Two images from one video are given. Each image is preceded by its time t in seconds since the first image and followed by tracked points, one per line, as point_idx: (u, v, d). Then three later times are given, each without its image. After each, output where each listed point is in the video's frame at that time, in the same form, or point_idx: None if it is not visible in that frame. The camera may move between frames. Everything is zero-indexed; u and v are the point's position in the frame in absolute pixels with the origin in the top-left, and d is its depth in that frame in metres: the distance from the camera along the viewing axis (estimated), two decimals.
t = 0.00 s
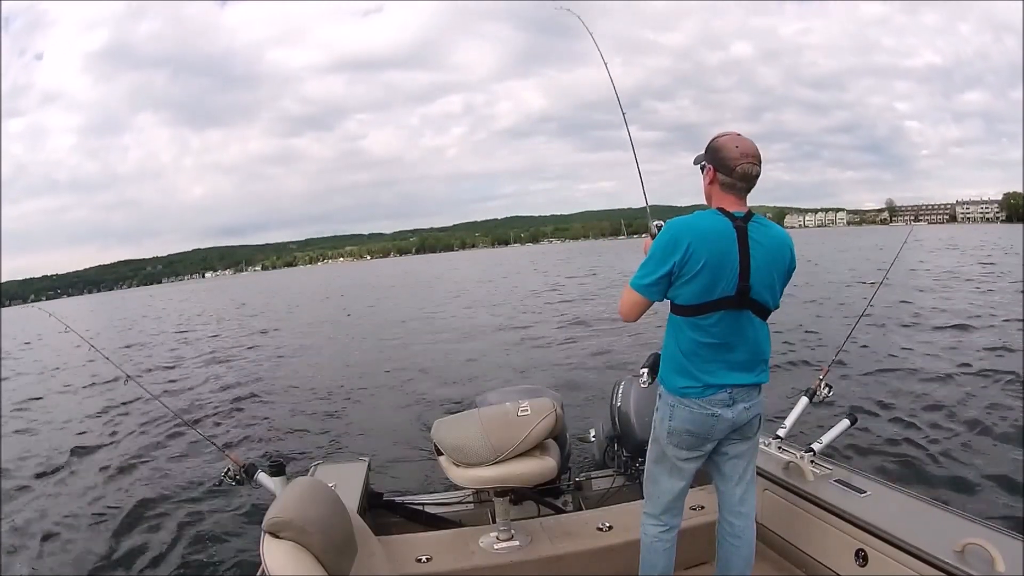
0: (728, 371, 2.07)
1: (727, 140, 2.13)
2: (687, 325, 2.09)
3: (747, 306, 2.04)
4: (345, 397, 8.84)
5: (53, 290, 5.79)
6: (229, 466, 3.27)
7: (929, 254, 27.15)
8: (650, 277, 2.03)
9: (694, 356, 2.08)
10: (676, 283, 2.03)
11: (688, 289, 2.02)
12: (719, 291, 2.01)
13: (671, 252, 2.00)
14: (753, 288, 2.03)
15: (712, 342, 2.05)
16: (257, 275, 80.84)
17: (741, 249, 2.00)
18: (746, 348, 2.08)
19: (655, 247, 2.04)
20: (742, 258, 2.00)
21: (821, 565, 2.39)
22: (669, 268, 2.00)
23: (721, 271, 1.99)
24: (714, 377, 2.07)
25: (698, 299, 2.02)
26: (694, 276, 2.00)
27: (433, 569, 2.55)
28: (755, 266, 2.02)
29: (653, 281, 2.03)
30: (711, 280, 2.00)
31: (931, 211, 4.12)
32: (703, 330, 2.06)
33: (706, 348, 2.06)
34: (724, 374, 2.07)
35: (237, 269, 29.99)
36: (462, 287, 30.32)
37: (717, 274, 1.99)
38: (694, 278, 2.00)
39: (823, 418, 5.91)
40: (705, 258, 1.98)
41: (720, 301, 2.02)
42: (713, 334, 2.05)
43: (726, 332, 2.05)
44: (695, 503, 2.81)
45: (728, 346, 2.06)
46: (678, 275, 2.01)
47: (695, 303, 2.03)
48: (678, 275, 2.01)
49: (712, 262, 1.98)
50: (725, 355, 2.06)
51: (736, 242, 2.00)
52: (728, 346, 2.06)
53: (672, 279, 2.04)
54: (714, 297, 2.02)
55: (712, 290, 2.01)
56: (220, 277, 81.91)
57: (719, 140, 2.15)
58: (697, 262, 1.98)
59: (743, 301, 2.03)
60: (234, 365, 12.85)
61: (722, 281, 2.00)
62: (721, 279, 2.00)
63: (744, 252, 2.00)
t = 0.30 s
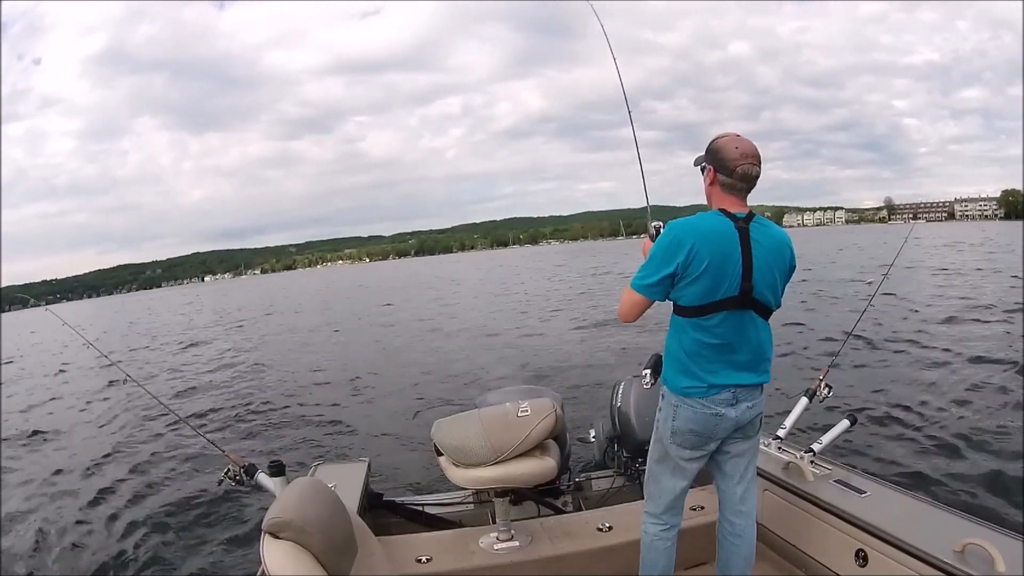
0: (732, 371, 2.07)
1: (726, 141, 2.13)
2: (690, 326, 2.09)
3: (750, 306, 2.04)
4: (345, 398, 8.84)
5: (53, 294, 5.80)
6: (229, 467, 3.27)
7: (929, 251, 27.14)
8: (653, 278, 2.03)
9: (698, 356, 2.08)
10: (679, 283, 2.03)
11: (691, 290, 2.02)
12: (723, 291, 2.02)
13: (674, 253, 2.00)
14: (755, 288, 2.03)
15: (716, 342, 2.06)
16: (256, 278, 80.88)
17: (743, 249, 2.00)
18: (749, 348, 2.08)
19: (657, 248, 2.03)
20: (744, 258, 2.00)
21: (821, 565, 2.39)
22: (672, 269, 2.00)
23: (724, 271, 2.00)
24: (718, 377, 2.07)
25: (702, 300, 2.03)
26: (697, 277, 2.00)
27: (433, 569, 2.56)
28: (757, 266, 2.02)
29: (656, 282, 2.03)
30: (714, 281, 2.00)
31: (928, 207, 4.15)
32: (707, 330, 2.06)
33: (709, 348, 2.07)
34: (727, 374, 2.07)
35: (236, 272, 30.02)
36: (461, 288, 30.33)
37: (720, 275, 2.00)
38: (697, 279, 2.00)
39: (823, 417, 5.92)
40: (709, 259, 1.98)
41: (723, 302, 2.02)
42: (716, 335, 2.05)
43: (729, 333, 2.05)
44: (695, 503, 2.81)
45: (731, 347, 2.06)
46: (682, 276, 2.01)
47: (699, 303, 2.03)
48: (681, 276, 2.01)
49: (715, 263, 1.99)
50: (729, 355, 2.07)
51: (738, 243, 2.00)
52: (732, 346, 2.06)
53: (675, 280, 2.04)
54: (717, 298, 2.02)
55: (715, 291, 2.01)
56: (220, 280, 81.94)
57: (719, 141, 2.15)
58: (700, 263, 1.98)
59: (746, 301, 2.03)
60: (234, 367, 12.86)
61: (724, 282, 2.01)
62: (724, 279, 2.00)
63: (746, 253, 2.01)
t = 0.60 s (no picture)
0: (734, 373, 2.07)
1: (729, 141, 2.13)
2: (692, 327, 2.08)
3: (753, 307, 2.04)
4: (344, 397, 8.83)
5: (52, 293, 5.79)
6: (229, 466, 3.27)
7: (926, 247, 27.15)
8: (656, 280, 2.02)
9: (700, 358, 2.08)
10: (682, 285, 2.03)
11: (694, 291, 2.02)
12: (725, 293, 2.01)
13: (677, 254, 1.99)
14: (758, 289, 2.03)
15: (719, 343, 2.05)
16: (254, 276, 80.86)
17: (746, 251, 2.00)
18: (752, 349, 2.08)
19: (660, 249, 2.03)
20: (747, 260, 2.00)
21: (821, 565, 2.39)
22: (676, 271, 2.00)
23: (728, 272, 2.00)
24: (720, 378, 2.07)
25: (705, 301, 2.02)
26: (701, 278, 2.00)
27: (433, 569, 2.56)
28: (760, 266, 2.02)
29: (657, 283, 2.02)
30: (717, 282, 2.00)
31: (927, 202, 4.16)
32: (709, 331, 2.06)
33: (712, 349, 2.06)
34: (730, 376, 2.07)
35: (235, 270, 30.00)
36: (460, 286, 30.32)
37: (724, 276, 2.00)
38: (700, 280, 2.00)
39: (822, 414, 5.92)
40: (712, 260, 1.98)
41: (727, 303, 2.02)
42: (719, 336, 2.05)
43: (732, 335, 2.05)
44: (695, 503, 2.81)
45: (734, 348, 2.06)
46: (685, 277, 2.01)
47: (702, 305, 2.03)
48: (684, 277, 2.01)
49: (718, 264, 1.98)
50: (731, 357, 2.06)
51: (741, 244, 2.00)
52: (734, 348, 2.06)
53: (678, 282, 2.03)
54: (721, 299, 2.02)
55: (718, 292, 2.01)
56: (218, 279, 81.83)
57: (721, 141, 2.15)
58: (704, 264, 1.97)
59: (748, 302, 2.03)
60: (233, 366, 12.84)
61: (728, 283, 2.01)
62: (727, 281, 2.00)
63: (749, 254, 2.01)
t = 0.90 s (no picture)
0: (734, 374, 2.06)
1: (726, 139, 2.11)
2: (691, 329, 2.07)
3: (752, 307, 2.03)
4: (345, 395, 8.84)
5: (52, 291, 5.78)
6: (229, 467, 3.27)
7: (926, 238, 27.10)
8: (654, 282, 2.01)
9: (700, 359, 2.07)
10: (681, 287, 2.02)
11: (693, 292, 2.01)
12: (724, 293, 2.00)
13: (675, 256, 1.98)
14: (757, 289, 2.02)
15: (718, 345, 2.05)
16: (254, 272, 80.83)
17: (745, 250, 1.99)
18: (752, 350, 2.07)
19: (658, 251, 2.01)
20: (746, 259, 1.99)
21: (823, 564, 2.39)
22: (674, 273, 1.99)
23: (726, 272, 1.98)
24: (720, 380, 2.06)
25: (704, 302, 2.01)
26: (699, 279, 1.98)
27: (433, 570, 2.56)
28: (759, 265, 2.01)
29: (656, 286, 2.01)
30: (716, 282, 1.99)
31: (927, 192, 4.14)
32: (709, 332, 2.05)
33: (711, 351, 2.06)
34: (729, 377, 2.06)
35: (236, 266, 30.00)
36: (460, 280, 30.29)
37: (722, 276, 1.98)
38: (699, 281, 1.99)
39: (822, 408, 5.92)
40: (710, 261, 1.97)
41: (727, 304, 2.01)
42: (718, 338, 2.04)
43: (731, 336, 2.04)
44: (695, 502, 2.81)
45: (733, 349, 2.05)
46: (683, 279, 2.00)
47: (701, 306, 2.02)
48: (683, 278, 2.00)
49: (716, 264, 1.97)
50: (731, 357, 2.05)
51: (739, 244, 1.98)
52: (734, 349, 2.05)
53: (677, 283, 2.02)
54: (720, 300, 2.01)
55: (717, 293, 2.00)
56: (218, 275, 81.78)
57: (718, 139, 2.13)
58: (702, 265, 1.96)
59: (748, 302, 2.02)
60: (233, 364, 12.85)
61: (726, 283, 1.99)
62: (726, 281, 1.99)
63: (749, 254, 1.99)
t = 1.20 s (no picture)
0: (738, 375, 2.07)
1: (732, 139, 2.11)
2: (695, 329, 2.08)
3: (756, 307, 2.03)
4: (344, 394, 8.84)
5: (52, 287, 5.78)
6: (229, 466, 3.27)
7: (926, 242, 27.13)
8: (659, 285, 2.01)
9: (704, 359, 2.08)
10: (685, 288, 2.02)
11: (697, 293, 2.01)
12: (728, 293, 2.01)
13: (678, 257, 1.99)
14: (761, 289, 2.02)
15: (722, 345, 2.05)
16: (254, 270, 80.80)
17: (748, 251, 1.99)
18: (756, 350, 2.07)
19: (662, 253, 2.02)
20: (750, 260, 1.99)
21: (823, 564, 2.39)
22: (678, 274, 1.99)
23: (730, 272, 1.99)
24: (723, 382, 2.07)
25: (709, 302, 2.02)
26: (703, 280, 1.99)
27: (433, 569, 2.56)
28: (763, 265, 2.01)
29: (661, 288, 2.01)
30: (721, 283, 1.99)
31: (928, 196, 4.14)
32: (712, 332, 2.06)
33: (714, 351, 2.06)
34: (733, 378, 2.07)
35: (237, 263, 30.03)
36: (461, 280, 30.29)
37: (726, 276, 1.99)
38: (704, 282, 1.99)
39: (822, 411, 5.93)
40: (714, 262, 1.97)
41: (731, 305, 2.02)
42: (723, 338, 2.05)
43: (736, 337, 2.04)
44: (695, 502, 2.81)
45: (737, 350, 2.05)
46: (687, 280, 2.00)
47: (706, 307, 2.02)
48: (687, 279, 2.00)
49: (720, 264, 1.97)
50: (735, 358, 2.06)
51: (744, 244, 1.99)
52: (736, 350, 2.06)
53: (682, 284, 2.02)
54: (723, 300, 2.01)
55: (720, 293, 2.00)
56: (218, 273, 81.76)
57: (724, 138, 2.14)
58: (706, 266, 1.97)
59: (752, 302, 2.02)
60: (232, 362, 12.84)
61: (730, 284, 2.00)
62: (730, 282, 2.00)
63: (753, 254, 2.00)
